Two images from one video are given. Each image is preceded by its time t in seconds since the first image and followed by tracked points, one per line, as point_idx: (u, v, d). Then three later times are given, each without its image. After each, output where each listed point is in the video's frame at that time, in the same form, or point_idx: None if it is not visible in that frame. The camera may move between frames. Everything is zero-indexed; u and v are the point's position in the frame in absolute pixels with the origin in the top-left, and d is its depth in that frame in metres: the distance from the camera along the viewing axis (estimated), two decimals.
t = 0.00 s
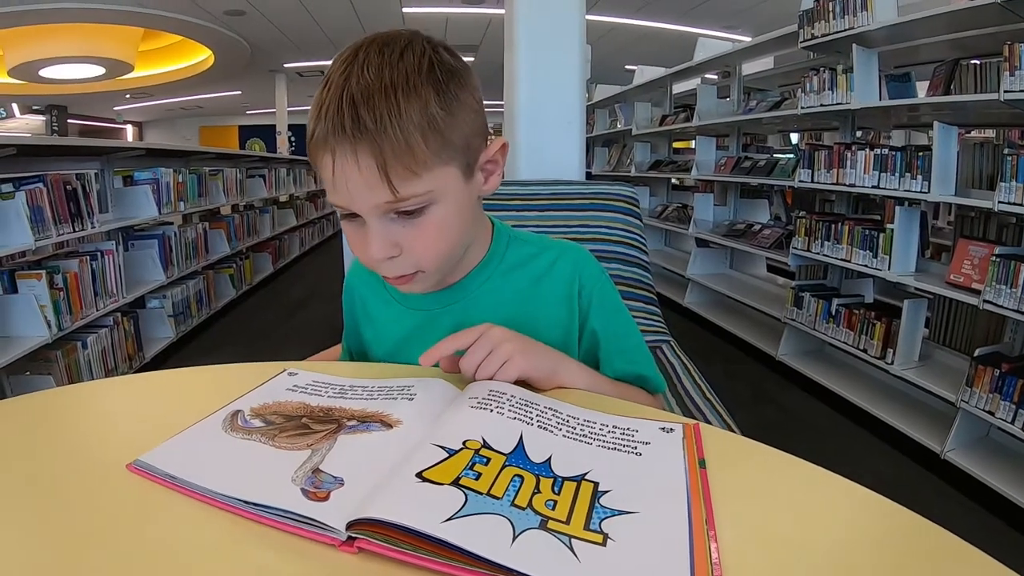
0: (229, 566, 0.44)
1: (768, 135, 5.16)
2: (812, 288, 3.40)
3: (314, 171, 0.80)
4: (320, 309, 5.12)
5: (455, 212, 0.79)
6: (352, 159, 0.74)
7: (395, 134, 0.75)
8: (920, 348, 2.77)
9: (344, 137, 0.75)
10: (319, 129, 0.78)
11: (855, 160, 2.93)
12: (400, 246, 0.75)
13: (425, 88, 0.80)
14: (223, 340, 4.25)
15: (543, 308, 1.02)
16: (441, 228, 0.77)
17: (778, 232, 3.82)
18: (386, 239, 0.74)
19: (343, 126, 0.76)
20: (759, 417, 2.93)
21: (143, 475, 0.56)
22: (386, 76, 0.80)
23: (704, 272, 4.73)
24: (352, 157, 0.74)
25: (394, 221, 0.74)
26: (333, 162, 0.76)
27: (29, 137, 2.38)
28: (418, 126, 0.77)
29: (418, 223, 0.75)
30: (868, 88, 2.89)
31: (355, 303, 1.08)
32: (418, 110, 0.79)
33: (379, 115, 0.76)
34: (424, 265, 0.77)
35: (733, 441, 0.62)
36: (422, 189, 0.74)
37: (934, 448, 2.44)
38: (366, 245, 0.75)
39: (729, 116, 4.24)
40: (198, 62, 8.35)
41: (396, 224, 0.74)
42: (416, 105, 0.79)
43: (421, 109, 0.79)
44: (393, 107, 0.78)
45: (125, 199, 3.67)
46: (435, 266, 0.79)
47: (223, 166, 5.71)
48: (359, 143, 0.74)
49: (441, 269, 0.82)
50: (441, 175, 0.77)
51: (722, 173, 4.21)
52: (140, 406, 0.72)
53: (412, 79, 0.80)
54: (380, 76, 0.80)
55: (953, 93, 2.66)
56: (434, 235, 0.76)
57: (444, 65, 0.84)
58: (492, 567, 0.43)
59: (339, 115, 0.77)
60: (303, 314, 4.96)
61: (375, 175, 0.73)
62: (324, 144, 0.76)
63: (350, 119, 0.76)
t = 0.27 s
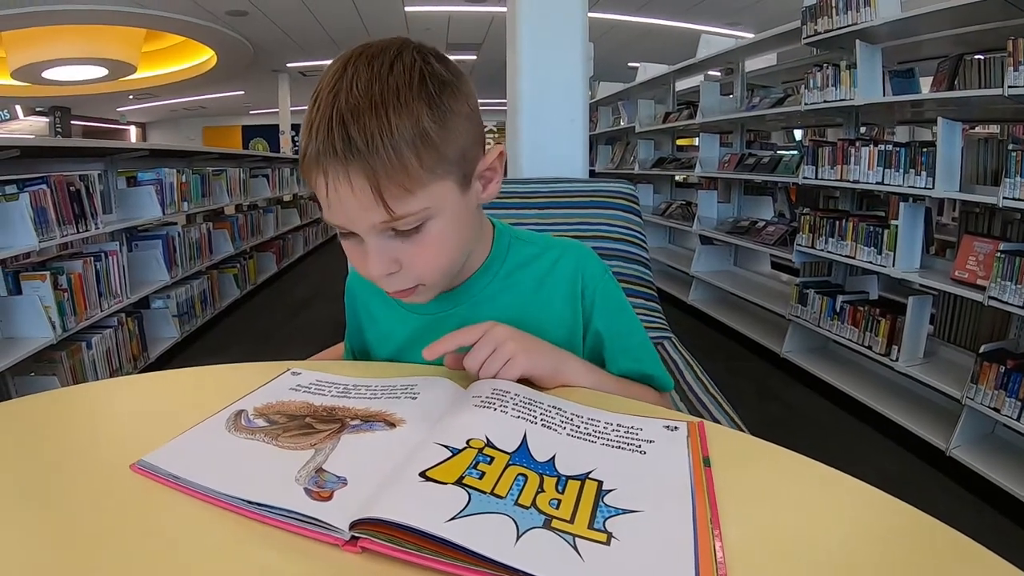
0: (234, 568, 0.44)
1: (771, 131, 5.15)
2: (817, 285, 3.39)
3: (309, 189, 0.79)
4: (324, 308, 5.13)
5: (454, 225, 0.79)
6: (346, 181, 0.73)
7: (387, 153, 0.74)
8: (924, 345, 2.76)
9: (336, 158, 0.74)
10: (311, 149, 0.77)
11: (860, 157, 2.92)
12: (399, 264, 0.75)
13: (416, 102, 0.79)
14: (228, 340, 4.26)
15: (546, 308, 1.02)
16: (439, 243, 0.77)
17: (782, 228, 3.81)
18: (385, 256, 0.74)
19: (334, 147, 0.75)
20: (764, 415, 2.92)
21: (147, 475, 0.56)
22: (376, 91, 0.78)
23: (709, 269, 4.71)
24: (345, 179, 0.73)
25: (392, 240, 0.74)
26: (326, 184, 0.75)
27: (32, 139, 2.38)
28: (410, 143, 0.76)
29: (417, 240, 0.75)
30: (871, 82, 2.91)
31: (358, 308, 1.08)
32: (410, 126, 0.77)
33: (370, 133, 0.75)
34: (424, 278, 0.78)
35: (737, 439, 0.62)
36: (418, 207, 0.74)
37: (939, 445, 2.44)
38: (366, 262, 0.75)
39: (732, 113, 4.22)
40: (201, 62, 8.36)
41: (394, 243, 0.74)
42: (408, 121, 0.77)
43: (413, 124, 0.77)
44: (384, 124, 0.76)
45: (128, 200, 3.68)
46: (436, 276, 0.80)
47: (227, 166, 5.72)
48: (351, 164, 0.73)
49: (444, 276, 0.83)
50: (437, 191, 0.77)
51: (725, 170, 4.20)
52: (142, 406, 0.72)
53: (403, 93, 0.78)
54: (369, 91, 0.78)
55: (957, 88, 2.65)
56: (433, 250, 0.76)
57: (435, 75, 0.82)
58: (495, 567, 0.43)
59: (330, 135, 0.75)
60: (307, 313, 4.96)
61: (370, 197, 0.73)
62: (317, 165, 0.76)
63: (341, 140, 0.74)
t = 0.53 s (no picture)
0: (239, 567, 0.44)
1: (774, 129, 5.13)
2: (821, 283, 3.38)
3: (311, 194, 0.79)
4: (327, 307, 5.13)
5: (455, 228, 0.79)
6: (346, 187, 0.74)
7: (386, 158, 0.74)
8: (929, 342, 2.75)
9: (335, 165, 0.74)
10: (311, 154, 0.77)
11: (863, 154, 2.91)
12: (400, 268, 0.75)
13: (416, 106, 0.78)
14: (231, 339, 4.27)
15: (551, 306, 1.02)
16: (440, 247, 0.77)
17: (786, 226, 3.80)
18: (386, 260, 0.74)
19: (333, 153, 0.74)
20: (768, 413, 2.91)
21: (152, 474, 0.56)
22: (376, 96, 0.78)
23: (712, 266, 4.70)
24: (345, 185, 0.73)
25: (393, 244, 0.74)
26: (327, 189, 0.76)
27: (35, 139, 2.39)
28: (409, 148, 0.75)
29: (418, 244, 0.75)
30: (875, 80, 2.88)
31: (363, 306, 1.08)
32: (410, 131, 0.77)
33: (369, 138, 0.75)
34: (426, 281, 0.78)
35: (742, 437, 0.62)
36: (419, 212, 0.74)
37: (943, 442, 2.43)
38: (368, 266, 0.76)
39: (735, 110, 4.21)
40: (203, 62, 8.37)
41: (396, 247, 0.74)
42: (408, 125, 0.77)
43: (412, 128, 0.77)
44: (383, 129, 0.76)
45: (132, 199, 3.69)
46: (439, 278, 0.80)
47: (230, 165, 5.73)
48: (350, 170, 0.73)
49: (447, 277, 0.83)
50: (438, 196, 0.76)
51: (729, 168, 4.19)
52: (146, 406, 0.72)
53: (403, 97, 0.78)
54: (369, 96, 0.78)
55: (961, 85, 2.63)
56: (434, 254, 0.76)
57: (436, 79, 0.81)
58: (501, 566, 0.43)
59: (330, 141, 0.75)
60: (310, 312, 4.97)
61: (369, 202, 0.73)
62: (317, 170, 0.76)
63: (340, 146, 0.74)
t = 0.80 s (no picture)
0: (245, 566, 0.44)
1: (777, 127, 5.12)
2: (823, 282, 3.38)
3: (314, 191, 0.79)
4: (330, 306, 5.14)
5: (458, 224, 0.79)
6: (348, 183, 0.74)
7: (389, 155, 0.74)
8: (932, 341, 2.75)
9: (337, 160, 0.74)
10: (314, 151, 0.77)
11: (867, 152, 2.90)
12: (403, 263, 0.75)
13: (418, 102, 0.78)
14: (234, 338, 4.27)
15: (555, 304, 1.02)
16: (443, 244, 0.77)
17: (789, 225, 3.80)
18: (390, 256, 0.74)
19: (336, 149, 0.75)
20: (771, 412, 2.91)
21: (157, 472, 0.56)
22: (378, 93, 0.78)
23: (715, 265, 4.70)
24: (347, 181, 0.74)
25: (397, 240, 0.74)
26: (329, 185, 0.76)
27: (38, 138, 2.39)
28: (411, 144, 0.76)
29: (421, 240, 0.75)
30: (878, 79, 2.86)
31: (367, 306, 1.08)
32: (412, 127, 0.77)
33: (371, 134, 0.75)
34: (429, 277, 0.78)
35: (747, 436, 0.62)
36: (422, 208, 0.74)
37: (945, 442, 2.43)
38: (370, 262, 0.76)
39: (738, 109, 4.21)
40: (205, 61, 8.38)
41: (399, 243, 0.74)
42: (410, 121, 0.77)
43: (415, 124, 0.77)
44: (385, 125, 0.76)
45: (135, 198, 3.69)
46: (442, 275, 0.80)
47: (233, 163, 5.74)
48: (353, 166, 0.73)
49: (452, 275, 0.82)
50: (440, 192, 0.76)
51: (731, 166, 4.18)
52: (149, 405, 0.72)
53: (405, 94, 0.78)
54: (371, 92, 0.78)
55: (964, 84, 2.63)
56: (437, 250, 0.77)
57: (438, 75, 0.81)
58: (508, 564, 0.43)
59: (332, 137, 0.75)
60: (313, 311, 4.97)
61: (371, 198, 0.73)
62: (320, 166, 0.76)
63: (342, 142, 0.74)
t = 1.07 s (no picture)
0: (242, 565, 0.44)
1: (780, 126, 5.12)
2: (825, 281, 3.38)
3: (316, 195, 0.80)
4: (332, 305, 5.14)
5: (461, 225, 0.79)
6: (350, 186, 0.74)
7: (390, 157, 0.74)
8: (934, 341, 2.74)
9: (339, 164, 0.74)
10: (315, 155, 0.77)
11: (869, 151, 2.90)
12: (407, 266, 0.75)
13: (418, 103, 0.78)
14: (237, 336, 4.28)
15: (559, 305, 1.02)
16: (447, 244, 0.76)
17: (791, 224, 3.79)
18: (393, 258, 0.74)
19: (337, 153, 0.75)
20: (773, 411, 2.91)
21: (157, 471, 0.56)
22: (377, 94, 0.78)
23: (717, 264, 4.69)
24: (348, 184, 0.74)
25: (400, 242, 0.74)
26: (332, 189, 0.76)
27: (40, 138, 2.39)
28: (412, 145, 0.75)
29: (424, 241, 0.75)
30: (880, 77, 2.85)
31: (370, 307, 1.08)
32: (413, 128, 0.77)
33: (371, 137, 0.75)
34: (433, 279, 0.78)
35: (747, 435, 0.62)
36: (425, 209, 0.74)
37: (947, 441, 2.42)
38: (374, 265, 0.76)
39: (740, 108, 4.20)
40: (207, 60, 8.39)
41: (401, 245, 0.74)
42: (411, 122, 0.77)
43: (415, 126, 0.77)
44: (385, 127, 0.76)
45: (137, 197, 3.69)
46: (446, 277, 0.80)
47: (235, 162, 5.74)
48: (354, 169, 0.73)
49: (456, 276, 0.82)
50: (443, 193, 0.76)
51: (734, 165, 4.18)
52: (150, 404, 0.72)
53: (404, 95, 0.78)
54: (371, 94, 0.78)
55: (966, 83, 2.62)
56: (441, 251, 0.76)
57: (438, 75, 0.81)
58: (507, 564, 0.43)
59: (333, 141, 0.75)
60: (315, 310, 4.97)
61: (373, 201, 0.73)
62: (321, 170, 0.76)
63: (343, 146, 0.74)
